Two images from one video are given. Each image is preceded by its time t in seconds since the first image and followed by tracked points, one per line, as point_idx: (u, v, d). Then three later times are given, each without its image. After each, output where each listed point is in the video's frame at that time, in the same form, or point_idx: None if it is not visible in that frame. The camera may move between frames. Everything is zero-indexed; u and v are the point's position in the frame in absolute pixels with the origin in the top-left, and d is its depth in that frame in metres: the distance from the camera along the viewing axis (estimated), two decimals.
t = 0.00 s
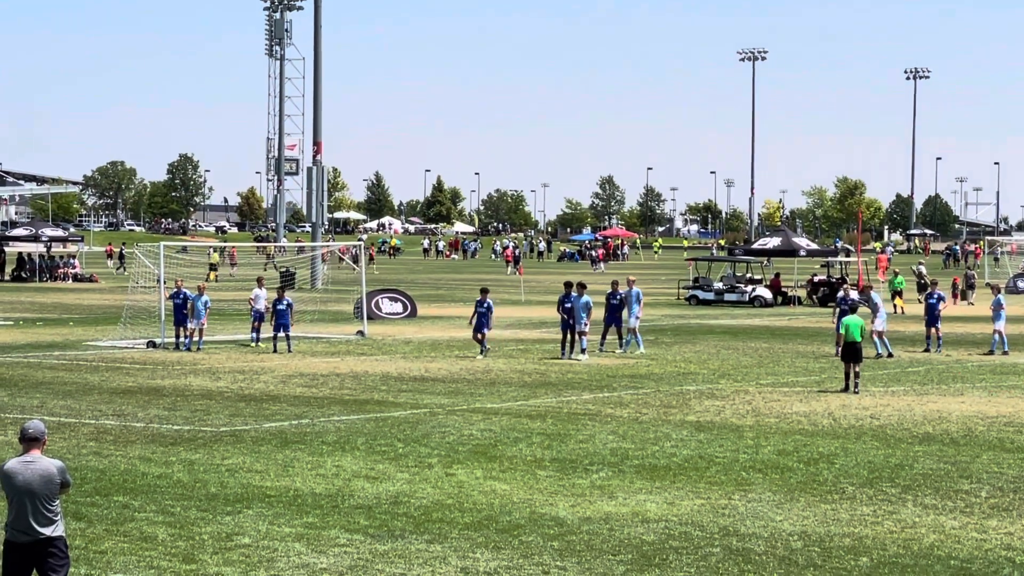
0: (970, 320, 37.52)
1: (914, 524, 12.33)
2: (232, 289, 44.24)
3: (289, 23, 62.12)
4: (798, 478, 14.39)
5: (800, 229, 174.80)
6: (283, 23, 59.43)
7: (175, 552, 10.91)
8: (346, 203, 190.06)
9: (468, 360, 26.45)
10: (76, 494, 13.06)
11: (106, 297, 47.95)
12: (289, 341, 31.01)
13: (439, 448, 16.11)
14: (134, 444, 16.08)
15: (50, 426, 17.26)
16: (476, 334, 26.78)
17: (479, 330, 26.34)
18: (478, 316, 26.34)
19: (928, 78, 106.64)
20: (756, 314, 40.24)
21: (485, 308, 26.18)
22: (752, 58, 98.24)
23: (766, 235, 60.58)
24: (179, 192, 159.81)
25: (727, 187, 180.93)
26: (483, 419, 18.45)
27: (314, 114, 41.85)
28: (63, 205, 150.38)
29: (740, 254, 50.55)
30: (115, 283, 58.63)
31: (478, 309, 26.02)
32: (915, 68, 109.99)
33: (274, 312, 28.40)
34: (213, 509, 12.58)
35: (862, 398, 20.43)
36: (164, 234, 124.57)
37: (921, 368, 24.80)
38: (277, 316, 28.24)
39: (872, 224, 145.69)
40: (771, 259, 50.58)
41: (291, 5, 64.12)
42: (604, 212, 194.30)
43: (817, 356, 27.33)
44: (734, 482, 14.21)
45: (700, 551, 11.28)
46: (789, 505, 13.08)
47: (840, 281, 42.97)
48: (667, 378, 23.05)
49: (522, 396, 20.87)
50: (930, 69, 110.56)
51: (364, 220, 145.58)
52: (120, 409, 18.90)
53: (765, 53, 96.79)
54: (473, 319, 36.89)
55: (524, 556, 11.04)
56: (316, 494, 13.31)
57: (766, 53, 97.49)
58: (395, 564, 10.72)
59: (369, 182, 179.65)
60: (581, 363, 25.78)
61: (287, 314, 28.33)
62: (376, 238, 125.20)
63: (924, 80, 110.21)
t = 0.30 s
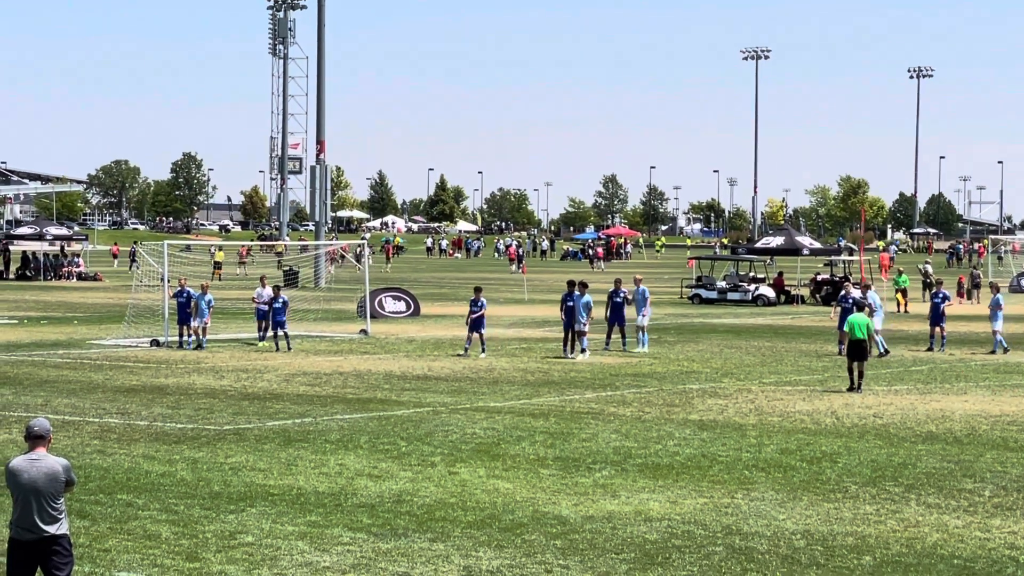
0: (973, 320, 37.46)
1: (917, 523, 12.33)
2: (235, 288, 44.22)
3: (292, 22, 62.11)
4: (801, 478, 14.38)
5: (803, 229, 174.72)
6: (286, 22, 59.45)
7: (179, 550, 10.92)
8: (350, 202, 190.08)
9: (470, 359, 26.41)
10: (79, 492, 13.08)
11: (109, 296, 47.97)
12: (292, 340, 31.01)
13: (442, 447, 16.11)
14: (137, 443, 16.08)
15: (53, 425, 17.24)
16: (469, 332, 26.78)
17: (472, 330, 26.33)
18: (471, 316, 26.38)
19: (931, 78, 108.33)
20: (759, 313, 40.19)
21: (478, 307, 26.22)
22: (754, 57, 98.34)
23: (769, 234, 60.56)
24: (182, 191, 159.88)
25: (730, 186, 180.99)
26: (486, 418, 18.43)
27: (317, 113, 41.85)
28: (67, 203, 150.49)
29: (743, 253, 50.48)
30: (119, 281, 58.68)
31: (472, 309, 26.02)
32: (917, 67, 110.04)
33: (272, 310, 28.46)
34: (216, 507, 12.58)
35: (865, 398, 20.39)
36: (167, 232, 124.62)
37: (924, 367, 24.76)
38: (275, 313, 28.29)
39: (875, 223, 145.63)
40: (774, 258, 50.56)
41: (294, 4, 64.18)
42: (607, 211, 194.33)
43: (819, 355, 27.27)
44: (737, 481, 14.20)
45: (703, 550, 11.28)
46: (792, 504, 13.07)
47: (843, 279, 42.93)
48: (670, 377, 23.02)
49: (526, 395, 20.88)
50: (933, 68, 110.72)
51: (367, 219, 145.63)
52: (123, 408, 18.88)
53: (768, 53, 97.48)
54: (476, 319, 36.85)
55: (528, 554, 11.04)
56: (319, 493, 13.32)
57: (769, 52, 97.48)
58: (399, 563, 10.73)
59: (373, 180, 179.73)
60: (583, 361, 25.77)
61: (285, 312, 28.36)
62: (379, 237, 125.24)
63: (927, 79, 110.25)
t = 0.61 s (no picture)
0: (984, 320, 37.39)
1: (927, 524, 12.31)
2: (245, 287, 44.30)
3: (303, 22, 62.14)
4: (811, 478, 14.36)
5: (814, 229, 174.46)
6: (297, 22, 59.52)
7: (189, 550, 10.94)
8: (360, 202, 190.30)
9: (480, 358, 26.41)
10: (90, 492, 13.11)
11: (119, 295, 48.05)
12: (302, 339, 31.05)
13: (452, 447, 16.12)
14: (147, 442, 16.12)
15: (64, 424, 17.29)
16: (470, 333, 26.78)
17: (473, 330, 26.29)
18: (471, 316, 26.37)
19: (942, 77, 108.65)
20: (769, 313, 40.15)
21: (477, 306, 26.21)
22: (764, 57, 98.31)
23: (780, 234, 60.50)
24: (192, 190, 160.22)
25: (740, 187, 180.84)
26: (496, 418, 18.45)
27: (327, 112, 41.89)
28: (78, 203, 150.92)
29: (752, 254, 50.42)
30: (129, 280, 58.82)
31: (471, 307, 26.05)
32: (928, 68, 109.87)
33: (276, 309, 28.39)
34: (226, 507, 12.61)
35: (875, 399, 20.36)
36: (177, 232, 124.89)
37: (934, 367, 24.72)
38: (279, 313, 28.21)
39: (886, 224, 145.41)
40: (785, 259, 50.50)
41: (305, 4, 64.24)
42: (617, 211, 194.37)
43: (829, 356, 27.23)
44: (747, 481, 14.19)
45: (712, 551, 11.27)
46: (802, 505, 13.06)
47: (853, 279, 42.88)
48: (680, 378, 23.01)
49: (536, 394, 20.89)
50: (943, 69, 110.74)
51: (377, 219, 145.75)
52: (134, 407, 18.93)
53: (779, 54, 97.92)
54: (486, 319, 36.85)
55: (537, 554, 11.04)
56: (329, 492, 13.34)
57: (780, 52, 97.36)
58: (409, 562, 10.73)
59: (383, 180, 179.85)
60: (592, 361, 25.76)
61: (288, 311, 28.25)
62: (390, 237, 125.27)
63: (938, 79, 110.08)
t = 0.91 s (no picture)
0: (997, 323, 37.30)
1: (940, 527, 12.30)
2: (259, 288, 44.42)
3: (316, 24, 62.32)
4: (824, 481, 14.35)
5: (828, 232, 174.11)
6: (310, 24, 59.66)
7: (202, 551, 10.98)
8: (373, 203, 190.49)
9: (492, 360, 26.45)
10: (104, 492, 13.17)
11: (133, 296, 48.22)
12: (315, 341, 31.14)
13: (465, 448, 16.16)
14: (161, 443, 16.19)
15: (78, 425, 17.39)
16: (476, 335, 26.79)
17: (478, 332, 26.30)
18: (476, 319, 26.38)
19: (954, 79, 108.81)
20: (782, 315, 40.10)
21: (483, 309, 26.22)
22: (778, 59, 98.25)
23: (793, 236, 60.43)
24: (206, 191, 160.53)
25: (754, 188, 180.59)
26: (509, 419, 18.49)
27: (340, 114, 42.01)
28: (92, 204, 151.36)
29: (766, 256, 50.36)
30: (143, 282, 59.01)
31: (475, 310, 26.02)
32: (942, 70, 109.55)
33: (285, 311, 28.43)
34: (239, 508, 12.65)
35: (889, 401, 20.33)
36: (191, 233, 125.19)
37: (948, 370, 24.67)
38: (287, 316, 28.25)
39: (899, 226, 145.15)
40: (798, 261, 50.42)
41: (318, 5, 64.38)
42: (630, 213, 194.40)
43: (843, 358, 27.20)
44: (760, 484, 14.20)
45: (725, 553, 11.27)
46: (815, 507, 13.06)
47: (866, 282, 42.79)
48: (693, 380, 23.01)
49: (548, 396, 20.91)
50: (957, 71, 110.61)
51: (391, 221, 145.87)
52: (147, 408, 19.02)
53: (792, 56, 97.96)
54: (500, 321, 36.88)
55: (550, 556, 11.06)
56: (342, 494, 13.38)
57: (793, 55, 97.15)
58: (422, 563, 10.77)
59: (396, 182, 180.02)
60: (604, 364, 25.78)
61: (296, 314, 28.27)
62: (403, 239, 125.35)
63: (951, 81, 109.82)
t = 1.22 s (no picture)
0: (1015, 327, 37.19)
1: (955, 530, 12.30)
2: (274, 290, 44.54)
3: (333, 26, 62.44)
4: (840, 484, 14.35)
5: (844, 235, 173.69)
6: (327, 26, 59.77)
7: (217, 552, 11.05)
8: (389, 205, 190.77)
9: (508, 363, 26.48)
10: (120, 493, 13.26)
11: (150, 297, 48.38)
12: (331, 343, 31.24)
13: (481, 451, 16.20)
14: (177, 444, 16.27)
15: (94, 426, 17.50)
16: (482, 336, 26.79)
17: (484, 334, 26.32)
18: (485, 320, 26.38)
19: (972, 83, 108.60)
20: (798, 319, 40.04)
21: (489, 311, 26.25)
22: (794, 62, 98.08)
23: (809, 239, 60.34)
24: (223, 193, 160.90)
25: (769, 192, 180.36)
26: (525, 422, 18.53)
27: (357, 117, 42.10)
28: (109, 205, 151.90)
29: (781, 259, 50.28)
30: (160, 283, 59.18)
31: (482, 313, 26.04)
32: (959, 73, 109.21)
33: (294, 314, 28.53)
34: (255, 509, 12.72)
35: (905, 404, 20.29)
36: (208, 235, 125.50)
37: (964, 374, 24.60)
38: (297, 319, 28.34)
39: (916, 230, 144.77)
40: (814, 265, 50.34)
41: (335, 7, 64.48)
42: (646, 216, 194.29)
43: (859, 361, 27.15)
44: (775, 487, 14.20)
45: (741, 556, 11.29)
46: (831, 511, 13.07)
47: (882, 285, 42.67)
48: (708, 383, 23.00)
49: (564, 399, 20.95)
50: (974, 75, 110.32)
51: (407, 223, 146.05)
52: (163, 410, 19.12)
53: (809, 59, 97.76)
54: (515, 323, 36.91)
55: (565, 559, 11.09)
56: (357, 495, 13.43)
57: (809, 58, 97.01)
58: (437, 566, 10.82)
59: (412, 184, 180.23)
60: (617, 367, 25.80)
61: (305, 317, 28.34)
62: (418, 241, 125.48)
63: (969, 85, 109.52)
